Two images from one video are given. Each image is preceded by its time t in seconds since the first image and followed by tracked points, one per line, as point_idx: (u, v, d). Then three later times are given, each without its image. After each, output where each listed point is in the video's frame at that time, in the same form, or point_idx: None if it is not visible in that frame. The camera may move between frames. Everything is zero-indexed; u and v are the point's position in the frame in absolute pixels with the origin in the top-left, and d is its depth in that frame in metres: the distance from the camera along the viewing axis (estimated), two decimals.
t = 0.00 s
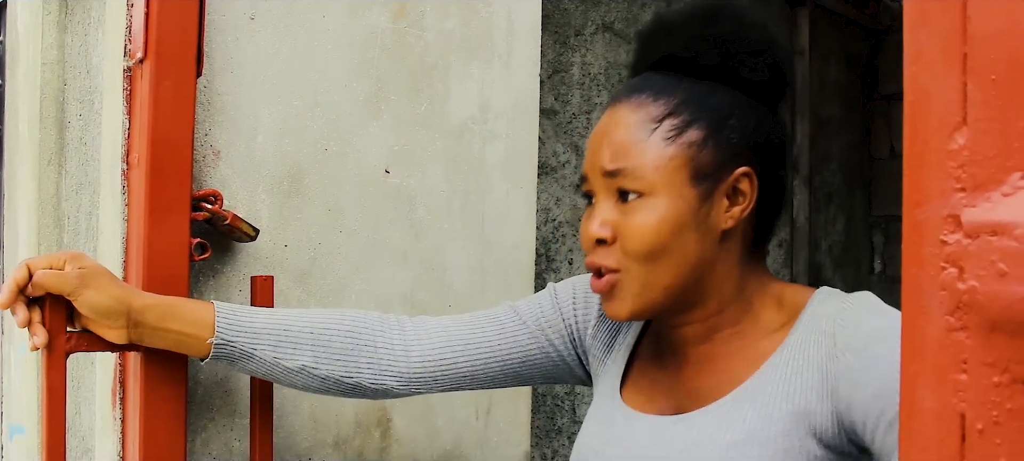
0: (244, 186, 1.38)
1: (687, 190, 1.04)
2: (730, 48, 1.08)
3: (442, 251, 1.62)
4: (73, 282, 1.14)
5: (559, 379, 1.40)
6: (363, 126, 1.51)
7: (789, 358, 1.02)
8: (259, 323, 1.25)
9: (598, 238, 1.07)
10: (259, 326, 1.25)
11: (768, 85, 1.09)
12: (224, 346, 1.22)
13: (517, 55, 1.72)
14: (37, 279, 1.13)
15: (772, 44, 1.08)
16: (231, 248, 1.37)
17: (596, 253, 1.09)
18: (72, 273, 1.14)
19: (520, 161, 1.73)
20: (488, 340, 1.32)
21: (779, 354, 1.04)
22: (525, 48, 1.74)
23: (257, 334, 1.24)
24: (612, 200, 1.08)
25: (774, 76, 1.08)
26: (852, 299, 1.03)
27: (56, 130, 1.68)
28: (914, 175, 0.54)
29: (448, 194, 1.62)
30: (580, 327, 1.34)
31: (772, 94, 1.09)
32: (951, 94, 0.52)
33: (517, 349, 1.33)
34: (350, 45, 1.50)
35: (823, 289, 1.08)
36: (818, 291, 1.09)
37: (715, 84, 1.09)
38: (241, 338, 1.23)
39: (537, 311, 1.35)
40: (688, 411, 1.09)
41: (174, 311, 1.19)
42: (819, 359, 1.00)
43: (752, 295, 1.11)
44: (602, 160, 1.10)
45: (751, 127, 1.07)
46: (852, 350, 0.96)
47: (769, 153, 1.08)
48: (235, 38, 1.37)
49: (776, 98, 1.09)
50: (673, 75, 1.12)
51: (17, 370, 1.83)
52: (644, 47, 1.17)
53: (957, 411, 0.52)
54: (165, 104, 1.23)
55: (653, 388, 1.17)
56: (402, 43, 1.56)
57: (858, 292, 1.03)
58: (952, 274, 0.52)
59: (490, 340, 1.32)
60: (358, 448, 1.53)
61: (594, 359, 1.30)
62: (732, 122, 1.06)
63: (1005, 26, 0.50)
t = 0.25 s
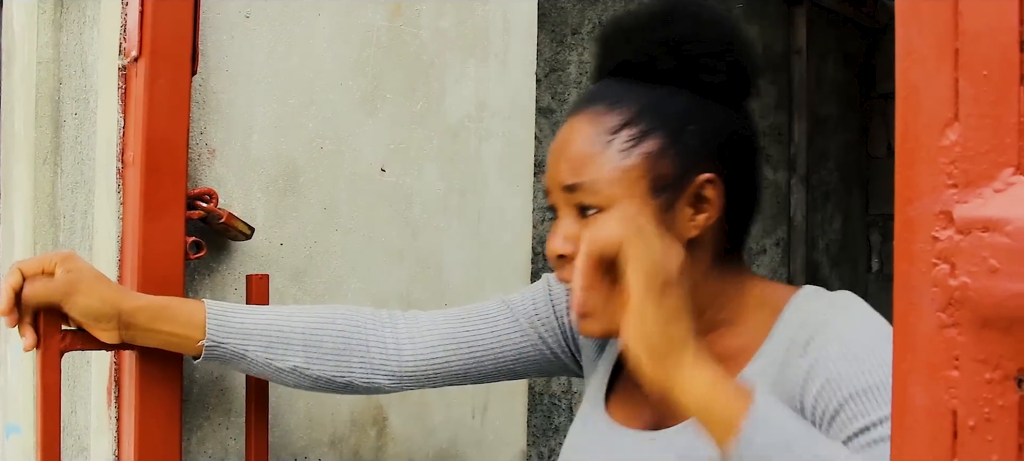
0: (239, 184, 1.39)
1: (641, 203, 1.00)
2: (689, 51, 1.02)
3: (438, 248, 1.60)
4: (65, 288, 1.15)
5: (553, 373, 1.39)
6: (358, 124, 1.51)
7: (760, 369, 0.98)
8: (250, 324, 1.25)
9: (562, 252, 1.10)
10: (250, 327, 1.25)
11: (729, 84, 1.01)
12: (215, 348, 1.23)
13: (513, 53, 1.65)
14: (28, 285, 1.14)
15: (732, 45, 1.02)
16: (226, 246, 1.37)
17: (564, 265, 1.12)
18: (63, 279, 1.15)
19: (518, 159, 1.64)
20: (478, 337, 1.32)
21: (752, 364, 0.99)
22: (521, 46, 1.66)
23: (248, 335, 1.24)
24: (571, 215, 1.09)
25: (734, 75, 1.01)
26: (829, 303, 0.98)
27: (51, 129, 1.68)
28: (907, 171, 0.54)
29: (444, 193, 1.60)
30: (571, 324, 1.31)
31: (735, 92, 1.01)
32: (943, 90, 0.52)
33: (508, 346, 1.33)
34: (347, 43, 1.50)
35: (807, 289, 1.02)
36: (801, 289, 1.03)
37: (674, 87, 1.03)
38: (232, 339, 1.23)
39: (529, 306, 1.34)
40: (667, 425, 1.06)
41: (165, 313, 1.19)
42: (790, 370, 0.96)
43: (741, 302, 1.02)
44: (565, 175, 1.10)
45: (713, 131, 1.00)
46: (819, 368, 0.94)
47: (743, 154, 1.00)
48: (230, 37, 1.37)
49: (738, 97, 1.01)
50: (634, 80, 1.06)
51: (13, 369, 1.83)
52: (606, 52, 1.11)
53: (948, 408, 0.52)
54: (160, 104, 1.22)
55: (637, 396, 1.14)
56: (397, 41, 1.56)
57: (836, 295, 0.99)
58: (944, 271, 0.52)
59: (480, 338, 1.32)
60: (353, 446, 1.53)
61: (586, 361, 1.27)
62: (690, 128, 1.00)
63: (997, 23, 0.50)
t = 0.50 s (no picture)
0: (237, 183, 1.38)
1: (606, 192, 1.08)
2: (647, 50, 1.10)
3: (435, 249, 1.61)
4: (62, 287, 1.13)
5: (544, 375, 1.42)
6: (357, 123, 1.51)
7: (713, 368, 1.03)
8: (247, 320, 1.25)
9: (529, 240, 1.11)
10: (248, 323, 1.25)
11: (688, 83, 1.10)
12: (212, 345, 1.23)
13: (512, 52, 1.71)
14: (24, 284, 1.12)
15: (689, 41, 1.09)
16: (224, 245, 1.37)
17: (531, 255, 1.13)
18: (60, 278, 1.13)
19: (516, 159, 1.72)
20: (472, 337, 1.33)
21: (703, 364, 1.05)
22: (519, 46, 1.72)
23: (245, 332, 1.24)
24: (540, 204, 1.12)
25: (694, 73, 1.10)
26: (770, 302, 1.02)
27: (49, 127, 1.68)
28: (903, 172, 0.54)
29: (442, 192, 1.62)
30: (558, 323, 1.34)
31: (695, 92, 1.10)
32: (939, 91, 0.52)
33: (500, 348, 1.34)
34: (345, 42, 1.50)
35: (757, 288, 1.07)
36: (754, 288, 1.10)
37: (633, 85, 1.11)
38: (229, 336, 1.24)
39: (519, 306, 1.36)
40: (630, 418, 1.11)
41: (165, 309, 1.19)
42: (739, 369, 1.01)
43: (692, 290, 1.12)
44: (529, 166, 1.14)
45: (671, 126, 1.09)
46: (769, 358, 0.96)
47: (695, 150, 1.10)
48: (229, 35, 1.37)
49: (698, 96, 1.11)
50: (599, 79, 1.14)
51: (11, 367, 1.83)
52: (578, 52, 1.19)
53: (943, 408, 0.52)
54: (158, 102, 1.22)
55: (607, 394, 1.19)
56: (397, 40, 1.56)
57: (778, 295, 1.03)
58: (940, 271, 0.52)
59: (474, 338, 1.33)
60: (351, 446, 1.53)
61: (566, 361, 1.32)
62: (649, 123, 1.09)
63: (993, 23, 0.50)
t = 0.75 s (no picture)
0: (238, 182, 1.38)
1: (635, 167, 1.09)
2: (690, 38, 1.14)
3: (436, 248, 1.61)
4: (72, 280, 1.13)
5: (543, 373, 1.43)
6: (358, 122, 1.51)
7: (727, 343, 1.03)
8: (255, 318, 1.26)
9: (556, 208, 1.13)
10: (255, 321, 1.26)
11: (726, 72, 1.13)
12: (220, 341, 1.23)
13: (512, 51, 1.71)
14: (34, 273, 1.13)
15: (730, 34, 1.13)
16: (225, 244, 1.37)
17: (557, 224, 1.14)
18: (71, 271, 1.14)
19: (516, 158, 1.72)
20: (475, 333, 1.34)
21: (718, 339, 1.05)
22: (519, 45, 1.72)
23: (253, 329, 1.25)
24: (570, 173, 1.14)
25: (733, 63, 1.13)
26: (788, 280, 1.02)
27: (50, 126, 1.68)
28: (903, 172, 0.54)
29: (443, 191, 1.62)
30: (558, 315, 1.36)
31: (731, 82, 1.14)
32: (939, 90, 0.52)
33: (502, 342, 1.35)
34: (346, 41, 1.50)
35: (771, 275, 1.07)
36: (761, 277, 1.10)
37: (671, 70, 1.14)
38: (237, 333, 1.24)
39: (518, 305, 1.38)
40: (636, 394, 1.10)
41: (174, 307, 1.20)
42: (754, 344, 1.01)
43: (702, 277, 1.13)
44: (564, 136, 1.16)
45: (703, 112, 1.12)
46: (782, 335, 0.96)
47: (725, 137, 1.13)
48: (229, 34, 1.37)
49: (732, 85, 1.14)
50: (638, 62, 1.17)
51: (12, 365, 1.83)
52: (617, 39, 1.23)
53: (944, 407, 0.53)
54: (159, 101, 1.22)
55: (611, 375, 1.18)
56: (397, 39, 1.56)
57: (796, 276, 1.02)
58: (940, 270, 0.52)
59: (476, 333, 1.34)
60: (352, 445, 1.53)
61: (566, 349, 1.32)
62: (682, 105, 1.11)
63: (993, 22, 0.50)
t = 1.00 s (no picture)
0: (237, 182, 1.38)
1: (634, 171, 1.10)
2: (683, 39, 1.15)
3: (435, 248, 1.61)
4: (74, 270, 1.14)
5: (538, 369, 1.43)
6: (357, 123, 1.51)
7: (724, 340, 1.05)
8: (254, 319, 1.26)
9: (554, 214, 1.13)
10: (255, 322, 1.26)
11: (720, 72, 1.14)
12: (220, 340, 1.22)
13: (512, 51, 1.71)
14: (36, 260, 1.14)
15: (722, 33, 1.15)
16: (225, 245, 1.37)
17: (555, 229, 1.14)
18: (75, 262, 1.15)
19: (514, 158, 1.72)
20: (469, 329, 1.34)
21: (716, 335, 1.06)
22: (519, 45, 1.72)
23: (254, 329, 1.25)
24: (567, 179, 1.14)
25: (726, 62, 1.14)
26: (781, 280, 1.05)
27: (49, 127, 1.67)
28: (903, 171, 0.54)
29: (443, 192, 1.62)
30: (551, 309, 1.37)
31: (723, 81, 1.15)
32: (939, 90, 0.52)
33: (496, 336, 1.35)
34: (345, 41, 1.50)
35: (762, 273, 1.10)
36: (758, 275, 1.12)
37: (664, 71, 1.15)
38: (237, 333, 1.24)
39: (511, 301, 1.38)
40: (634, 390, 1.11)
41: (175, 308, 1.20)
42: (751, 340, 1.02)
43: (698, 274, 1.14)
44: (560, 141, 1.15)
45: (698, 112, 1.13)
46: (781, 331, 0.99)
47: (720, 137, 1.14)
48: (228, 35, 1.37)
49: (725, 85, 1.15)
50: (631, 63, 1.18)
51: (12, 366, 1.83)
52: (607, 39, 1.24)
53: (945, 407, 0.52)
54: (158, 102, 1.22)
55: (607, 371, 1.18)
56: (396, 40, 1.56)
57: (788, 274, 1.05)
58: (941, 270, 0.52)
59: (471, 329, 1.34)
60: (352, 446, 1.53)
61: (559, 341, 1.32)
62: (678, 106, 1.12)
63: (993, 21, 0.49)
